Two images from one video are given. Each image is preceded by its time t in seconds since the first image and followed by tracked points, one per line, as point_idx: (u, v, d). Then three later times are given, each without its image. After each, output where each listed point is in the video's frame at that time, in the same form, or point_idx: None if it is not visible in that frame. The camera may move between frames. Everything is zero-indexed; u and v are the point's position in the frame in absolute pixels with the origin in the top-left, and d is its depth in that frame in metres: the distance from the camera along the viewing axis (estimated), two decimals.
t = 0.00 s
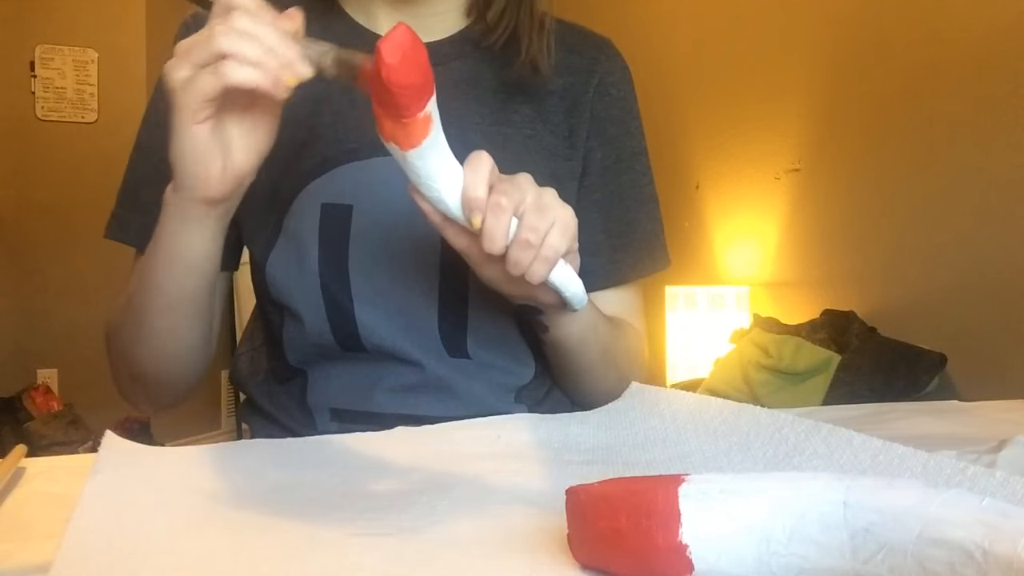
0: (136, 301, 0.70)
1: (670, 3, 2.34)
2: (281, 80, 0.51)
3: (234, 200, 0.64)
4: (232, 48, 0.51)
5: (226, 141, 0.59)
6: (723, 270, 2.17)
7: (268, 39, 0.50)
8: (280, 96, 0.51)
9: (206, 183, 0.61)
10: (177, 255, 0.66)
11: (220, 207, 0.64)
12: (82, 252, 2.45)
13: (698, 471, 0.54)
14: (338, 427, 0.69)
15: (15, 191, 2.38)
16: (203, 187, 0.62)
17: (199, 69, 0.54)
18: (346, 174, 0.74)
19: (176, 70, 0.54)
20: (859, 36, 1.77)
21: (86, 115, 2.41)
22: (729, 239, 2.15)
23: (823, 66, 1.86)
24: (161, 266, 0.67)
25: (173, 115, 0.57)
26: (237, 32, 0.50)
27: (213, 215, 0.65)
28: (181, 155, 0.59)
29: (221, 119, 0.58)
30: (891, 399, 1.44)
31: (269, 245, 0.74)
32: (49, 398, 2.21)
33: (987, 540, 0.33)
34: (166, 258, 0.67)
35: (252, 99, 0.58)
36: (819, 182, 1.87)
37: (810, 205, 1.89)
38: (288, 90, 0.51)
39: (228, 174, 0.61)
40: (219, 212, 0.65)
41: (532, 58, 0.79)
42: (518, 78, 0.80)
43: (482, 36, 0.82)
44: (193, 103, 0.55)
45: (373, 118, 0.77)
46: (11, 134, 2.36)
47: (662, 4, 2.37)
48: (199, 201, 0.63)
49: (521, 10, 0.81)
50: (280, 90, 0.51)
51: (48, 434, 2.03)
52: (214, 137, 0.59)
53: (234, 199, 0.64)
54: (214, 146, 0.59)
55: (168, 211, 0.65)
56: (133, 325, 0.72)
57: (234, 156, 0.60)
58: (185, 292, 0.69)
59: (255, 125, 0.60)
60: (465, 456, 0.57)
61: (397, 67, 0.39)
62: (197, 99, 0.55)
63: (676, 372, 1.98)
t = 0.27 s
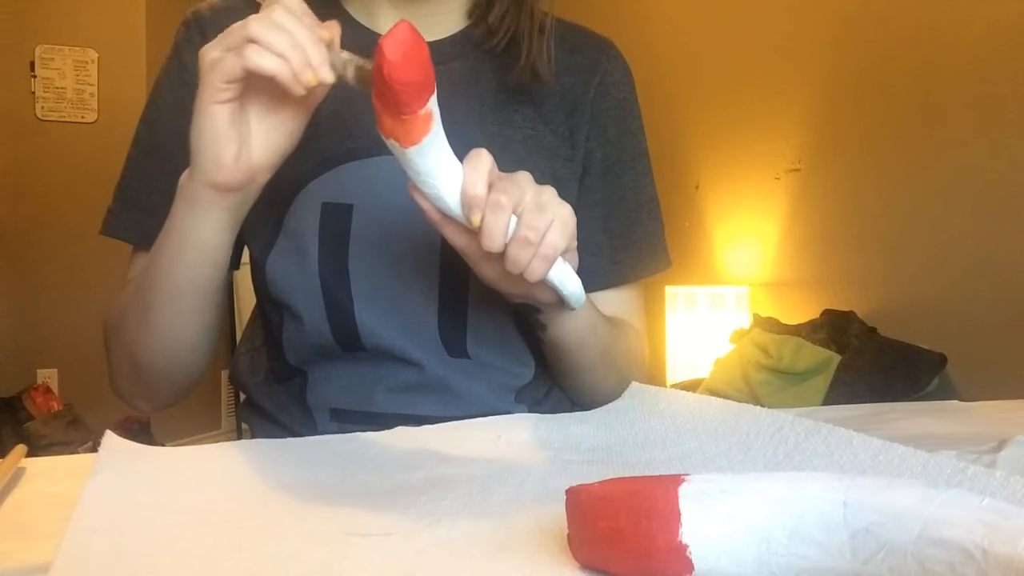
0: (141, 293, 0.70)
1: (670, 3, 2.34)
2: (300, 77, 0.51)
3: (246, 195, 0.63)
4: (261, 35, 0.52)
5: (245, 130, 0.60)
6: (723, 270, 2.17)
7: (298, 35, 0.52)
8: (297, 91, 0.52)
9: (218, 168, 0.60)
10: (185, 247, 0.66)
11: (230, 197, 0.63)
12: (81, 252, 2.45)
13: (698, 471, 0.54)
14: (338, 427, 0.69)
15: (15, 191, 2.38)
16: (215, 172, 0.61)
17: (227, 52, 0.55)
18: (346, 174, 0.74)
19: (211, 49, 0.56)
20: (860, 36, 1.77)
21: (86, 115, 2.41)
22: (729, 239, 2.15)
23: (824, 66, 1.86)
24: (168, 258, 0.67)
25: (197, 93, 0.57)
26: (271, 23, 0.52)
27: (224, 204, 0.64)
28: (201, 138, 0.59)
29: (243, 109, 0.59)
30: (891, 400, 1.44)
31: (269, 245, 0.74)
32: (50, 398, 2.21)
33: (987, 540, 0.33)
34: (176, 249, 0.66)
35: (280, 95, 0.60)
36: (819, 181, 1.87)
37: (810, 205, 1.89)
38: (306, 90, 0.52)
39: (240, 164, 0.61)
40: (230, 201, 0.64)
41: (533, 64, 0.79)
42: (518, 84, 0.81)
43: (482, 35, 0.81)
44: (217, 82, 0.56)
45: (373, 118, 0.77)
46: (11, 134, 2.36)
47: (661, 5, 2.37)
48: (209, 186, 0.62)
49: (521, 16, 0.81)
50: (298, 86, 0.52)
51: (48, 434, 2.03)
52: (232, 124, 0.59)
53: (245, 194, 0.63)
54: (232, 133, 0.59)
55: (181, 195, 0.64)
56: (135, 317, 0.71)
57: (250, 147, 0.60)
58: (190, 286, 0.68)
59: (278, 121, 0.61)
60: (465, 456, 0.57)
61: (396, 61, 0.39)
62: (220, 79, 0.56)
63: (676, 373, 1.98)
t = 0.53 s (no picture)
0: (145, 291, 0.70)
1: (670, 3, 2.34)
2: (313, 76, 0.51)
3: (255, 190, 0.64)
4: (271, 35, 0.52)
5: (252, 126, 0.60)
6: (723, 270, 2.17)
7: (307, 33, 0.52)
8: (310, 90, 0.52)
9: (226, 166, 0.61)
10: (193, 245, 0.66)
11: (239, 194, 0.63)
12: (81, 252, 2.45)
13: (698, 472, 0.54)
14: (338, 427, 0.69)
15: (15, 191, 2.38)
16: (224, 170, 0.61)
17: (237, 51, 0.55)
18: (347, 174, 0.74)
19: (218, 50, 0.56)
20: (859, 37, 1.78)
21: (86, 115, 2.41)
22: (729, 239, 2.14)
23: (824, 66, 1.86)
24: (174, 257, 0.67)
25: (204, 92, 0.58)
26: (278, 23, 0.52)
27: (233, 202, 0.64)
28: (209, 135, 0.59)
29: (251, 106, 0.59)
30: (891, 400, 1.44)
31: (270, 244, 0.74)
32: (50, 398, 2.21)
33: (987, 540, 0.33)
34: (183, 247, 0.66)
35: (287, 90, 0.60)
36: (819, 181, 1.87)
37: (810, 205, 1.89)
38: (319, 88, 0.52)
39: (249, 160, 0.61)
40: (238, 198, 0.64)
41: (534, 66, 0.79)
42: (519, 87, 0.81)
43: (484, 36, 0.81)
44: (228, 82, 0.56)
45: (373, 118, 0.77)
46: (10, 134, 2.36)
47: (661, 5, 2.37)
48: (220, 184, 0.62)
49: (523, 19, 0.81)
50: (311, 85, 0.51)
51: (48, 434, 2.03)
52: (240, 121, 0.59)
53: (254, 188, 0.64)
54: (240, 130, 0.60)
55: (189, 194, 0.64)
56: (138, 316, 0.71)
57: (258, 143, 0.61)
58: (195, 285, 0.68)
59: (285, 118, 0.61)
60: (466, 456, 0.57)
61: (405, 73, 0.39)
62: (231, 79, 0.56)
63: (676, 373, 1.98)
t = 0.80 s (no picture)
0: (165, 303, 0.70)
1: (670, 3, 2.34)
2: (331, 80, 0.52)
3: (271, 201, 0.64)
4: (281, 54, 0.52)
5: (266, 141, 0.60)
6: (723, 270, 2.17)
7: (313, 42, 0.52)
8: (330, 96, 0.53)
9: (252, 186, 0.61)
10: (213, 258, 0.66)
11: (260, 208, 0.64)
12: (81, 251, 2.45)
13: (698, 471, 0.54)
14: (339, 426, 0.69)
15: (15, 191, 2.38)
16: (247, 190, 0.61)
17: (243, 77, 0.54)
18: (347, 173, 0.74)
19: (216, 79, 0.54)
20: (859, 37, 1.78)
21: (87, 115, 2.41)
22: (729, 239, 2.14)
23: (824, 66, 1.86)
24: (196, 270, 0.66)
25: (219, 123, 0.56)
26: (283, 39, 0.51)
27: (253, 217, 0.64)
28: (234, 160, 0.58)
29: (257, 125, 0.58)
30: (891, 400, 1.43)
31: (269, 243, 0.74)
32: (50, 398, 2.21)
33: (986, 540, 0.33)
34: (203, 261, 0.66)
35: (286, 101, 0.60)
36: (820, 181, 1.87)
37: (811, 205, 1.89)
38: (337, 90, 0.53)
39: (269, 175, 0.61)
40: (257, 213, 0.64)
41: (532, 66, 0.80)
42: (519, 85, 0.81)
43: (482, 36, 0.81)
44: (240, 110, 0.55)
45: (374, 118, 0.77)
46: (10, 134, 2.36)
47: (661, 5, 2.37)
48: (240, 202, 0.62)
49: (522, 17, 0.81)
50: (330, 91, 0.53)
51: (48, 434, 2.04)
52: (257, 141, 0.58)
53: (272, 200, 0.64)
54: (258, 150, 0.59)
55: (203, 214, 0.64)
56: (158, 326, 0.71)
57: (273, 155, 0.60)
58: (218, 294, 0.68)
59: (287, 126, 0.60)
60: (466, 456, 0.57)
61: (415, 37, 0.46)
62: (243, 106, 0.55)
63: (676, 372, 1.98)
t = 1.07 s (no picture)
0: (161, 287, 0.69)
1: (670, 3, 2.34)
2: (324, 64, 0.53)
3: (271, 184, 0.63)
4: (279, 26, 0.52)
5: (267, 120, 0.59)
6: (722, 270, 2.17)
7: (314, 21, 0.53)
8: (321, 77, 0.53)
9: (248, 162, 0.60)
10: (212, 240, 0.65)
11: (258, 188, 0.63)
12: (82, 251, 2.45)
13: (698, 471, 0.54)
14: (338, 426, 0.69)
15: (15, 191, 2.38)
16: (244, 165, 0.61)
17: (245, 45, 0.54)
18: (345, 172, 0.74)
19: (224, 46, 0.55)
20: (859, 36, 1.77)
21: (87, 115, 2.41)
22: (729, 239, 2.14)
23: (824, 66, 1.86)
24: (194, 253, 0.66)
25: (218, 91, 0.57)
26: (285, 12, 0.52)
27: (251, 196, 0.64)
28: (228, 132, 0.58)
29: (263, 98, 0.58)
30: (891, 400, 1.43)
31: (268, 243, 0.73)
32: (50, 398, 2.21)
33: (987, 540, 0.33)
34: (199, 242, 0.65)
35: (298, 81, 0.59)
36: (821, 181, 1.87)
37: (811, 205, 1.89)
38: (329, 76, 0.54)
39: (267, 156, 0.60)
40: (254, 194, 0.64)
41: (528, 66, 0.80)
42: (516, 83, 0.81)
43: (479, 34, 0.81)
44: (239, 78, 0.55)
45: (374, 118, 0.77)
46: (11, 134, 2.36)
47: (661, 5, 2.37)
48: (237, 179, 0.62)
49: (517, 16, 0.81)
50: (321, 74, 0.53)
51: (48, 434, 2.04)
52: (256, 115, 0.58)
53: (273, 180, 0.63)
54: (257, 126, 0.59)
55: (203, 189, 0.64)
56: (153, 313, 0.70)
57: (275, 135, 0.60)
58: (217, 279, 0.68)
59: (294, 108, 0.60)
60: (465, 456, 0.57)
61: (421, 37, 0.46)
62: (242, 74, 0.55)
63: (676, 372, 1.98)
